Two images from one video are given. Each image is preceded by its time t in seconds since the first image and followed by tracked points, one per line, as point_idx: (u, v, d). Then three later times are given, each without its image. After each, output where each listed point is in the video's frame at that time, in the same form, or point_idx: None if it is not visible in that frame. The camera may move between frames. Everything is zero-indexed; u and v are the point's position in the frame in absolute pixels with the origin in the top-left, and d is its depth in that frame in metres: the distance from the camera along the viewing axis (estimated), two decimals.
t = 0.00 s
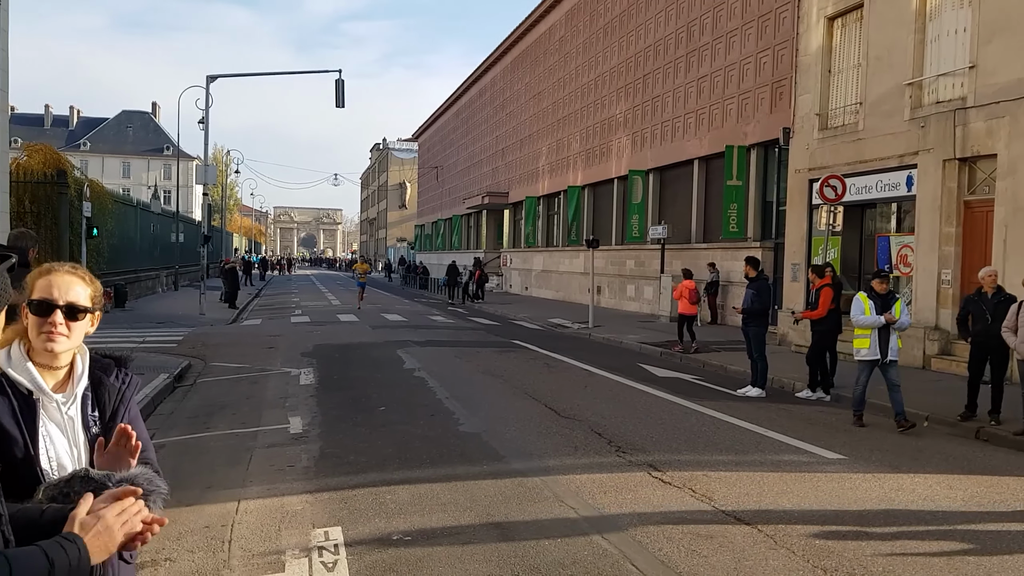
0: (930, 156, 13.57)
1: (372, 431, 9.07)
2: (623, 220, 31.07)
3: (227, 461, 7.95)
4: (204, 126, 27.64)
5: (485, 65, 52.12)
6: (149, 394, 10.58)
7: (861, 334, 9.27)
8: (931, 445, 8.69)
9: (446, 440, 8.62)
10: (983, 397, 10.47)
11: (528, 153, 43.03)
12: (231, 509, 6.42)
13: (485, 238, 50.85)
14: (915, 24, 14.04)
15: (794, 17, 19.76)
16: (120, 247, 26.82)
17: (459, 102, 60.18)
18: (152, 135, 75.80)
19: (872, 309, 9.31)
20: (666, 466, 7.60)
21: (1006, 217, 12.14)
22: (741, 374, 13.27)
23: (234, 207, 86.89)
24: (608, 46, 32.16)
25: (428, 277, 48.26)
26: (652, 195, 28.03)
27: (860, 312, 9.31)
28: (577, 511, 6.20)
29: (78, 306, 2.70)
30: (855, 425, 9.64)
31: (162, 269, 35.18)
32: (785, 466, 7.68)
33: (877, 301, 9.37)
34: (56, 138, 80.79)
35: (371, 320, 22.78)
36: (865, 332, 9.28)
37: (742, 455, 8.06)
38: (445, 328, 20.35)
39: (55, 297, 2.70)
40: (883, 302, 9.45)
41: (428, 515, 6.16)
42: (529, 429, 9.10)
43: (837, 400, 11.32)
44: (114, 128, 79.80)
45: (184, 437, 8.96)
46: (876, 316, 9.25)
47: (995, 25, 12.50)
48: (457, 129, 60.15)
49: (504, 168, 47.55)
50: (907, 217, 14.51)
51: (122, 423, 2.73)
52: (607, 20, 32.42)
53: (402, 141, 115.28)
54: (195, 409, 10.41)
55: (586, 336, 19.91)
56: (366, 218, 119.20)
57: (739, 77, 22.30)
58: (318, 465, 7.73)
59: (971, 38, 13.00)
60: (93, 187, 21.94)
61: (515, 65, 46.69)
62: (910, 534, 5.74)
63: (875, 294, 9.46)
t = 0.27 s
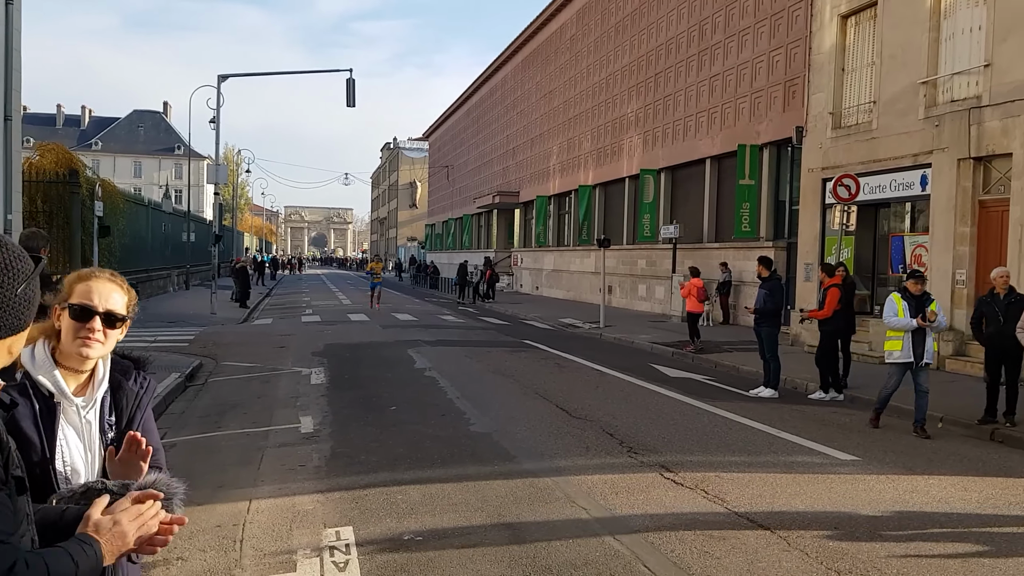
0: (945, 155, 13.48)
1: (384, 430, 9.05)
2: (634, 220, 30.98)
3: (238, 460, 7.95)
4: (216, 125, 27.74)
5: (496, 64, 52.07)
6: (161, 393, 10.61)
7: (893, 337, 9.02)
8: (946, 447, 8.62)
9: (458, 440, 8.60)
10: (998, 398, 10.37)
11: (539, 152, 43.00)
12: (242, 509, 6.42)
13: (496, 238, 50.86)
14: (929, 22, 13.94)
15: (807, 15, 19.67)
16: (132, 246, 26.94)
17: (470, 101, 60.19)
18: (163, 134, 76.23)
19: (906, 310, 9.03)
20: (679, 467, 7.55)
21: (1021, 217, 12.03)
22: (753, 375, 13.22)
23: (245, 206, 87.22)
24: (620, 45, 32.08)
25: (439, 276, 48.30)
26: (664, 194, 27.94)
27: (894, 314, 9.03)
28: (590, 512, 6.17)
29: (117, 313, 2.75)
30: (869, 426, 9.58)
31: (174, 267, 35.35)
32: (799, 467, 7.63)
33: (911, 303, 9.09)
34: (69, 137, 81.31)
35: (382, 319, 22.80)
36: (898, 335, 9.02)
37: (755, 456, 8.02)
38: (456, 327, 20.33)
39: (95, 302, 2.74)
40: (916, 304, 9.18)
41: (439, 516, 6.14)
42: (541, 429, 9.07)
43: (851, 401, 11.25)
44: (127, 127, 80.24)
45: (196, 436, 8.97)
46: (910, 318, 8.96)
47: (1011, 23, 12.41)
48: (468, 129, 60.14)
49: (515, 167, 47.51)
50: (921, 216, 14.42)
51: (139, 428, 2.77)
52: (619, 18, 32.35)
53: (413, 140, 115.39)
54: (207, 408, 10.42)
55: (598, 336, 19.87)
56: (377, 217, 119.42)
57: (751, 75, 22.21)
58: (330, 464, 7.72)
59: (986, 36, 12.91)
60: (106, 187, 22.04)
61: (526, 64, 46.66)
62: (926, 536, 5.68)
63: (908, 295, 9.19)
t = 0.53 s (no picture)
0: (954, 155, 13.44)
1: (392, 430, 9.07)
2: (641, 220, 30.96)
3: (247, 459, 7.98)
4: (225, 125, 27.82)
5: (504, 65, 52.06)
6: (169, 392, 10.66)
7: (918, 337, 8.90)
8: (954, 448, 8.61)
9: (465, 440, 8.61)
10: (1007, 399, 10.34)
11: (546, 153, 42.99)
12: (251, 507, 6.44)
13: (503, 238, 50.90)
14: (938, 22, 13.90)
15: (816, 15, 19.63)
16: (141, 245, 27.04)
17: (477, 101, 60.24)
18: (172, 134, 76.55)
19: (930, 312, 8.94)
20: (686, 467, 7.55)
21: None
22: (761, 376, 13.21)
23: (252, 205, 87.46)
24: (627, 45, 32.05)
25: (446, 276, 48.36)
26: (671, 194, 27.91)
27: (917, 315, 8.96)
28: (599, 512, 6.17)
29: (139, 317, 2.79)
30: (877, 427, 9.56)
31: (182, 267, 35.48)
32: (807, 468, 7.62)
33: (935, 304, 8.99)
34: (78, 137, 81.67)
35: (390, 319, 22.83)
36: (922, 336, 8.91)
37: (763, 456, 8.01)
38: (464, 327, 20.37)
39: (118, 306, 2.79)
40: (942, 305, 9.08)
41: (447, 515, 6.15)
42: (548, 429, 9.08)
43: (858, 402, 11.23)
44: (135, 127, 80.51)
45: (204, 434, 9.01)
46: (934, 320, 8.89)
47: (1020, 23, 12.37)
48: (476, 129, 60.15)
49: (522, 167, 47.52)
50: (930, 217, 14.38)
51: (153, 437, 2.81)
52: (627, 19, 32.32)
53: (421, 141, 115.46)
54: (216, 407, 10.46)
55: (605, 336, 19.87)
56: (384, 217, 119.62)
57: (760, 76, 22.17)
58: (338, 463, 7.74)
59: (996, 36, 12.88)
60: (114, 186, 22.09)
61: (534, 64, 46.67)
62: (935, 538, 5.66)
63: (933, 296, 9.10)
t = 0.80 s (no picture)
0: (958, 155, 13.42)
1: (394, 429, 9.07)
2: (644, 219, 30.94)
3: (250, 457, 7.98)
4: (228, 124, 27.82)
5: (507, 63, 52.02)
6: (172, 390, 10.66)
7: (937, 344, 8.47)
8: (958, 448, 8.59)
9: (468, 438, 8.61)
10: (1010, 400, 10.31)
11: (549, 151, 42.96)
12: (253, 506, 6.44)
13: (506, 237, 50.89)
14: (942, 21, 13.88)
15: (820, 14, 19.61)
16: (143, 244, 27.03)
17: (480, 100, 60.20)
18: (175, 132, 76.62)
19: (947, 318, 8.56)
20: (689, 467, 7.55)
21: None
22: (764, 375, 13.19)
23: (255, 204, 87.47)
24: (631, 44, 32.03)
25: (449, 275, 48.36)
26: (674, 193, 27.88)
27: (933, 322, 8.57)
28: (603, 512, 6.16)
29: (108, 301, 2.73)
30: (880, 427, 9.55)
31: (185, 265, 35.49)
32: (811, 468, 7.60)
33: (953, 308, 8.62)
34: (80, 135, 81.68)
35: (393, 317, 22.83)
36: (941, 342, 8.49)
37: (767, 456, 8.00)
38: (466, 326, 20.35)
39: (86, 292, 2.73)
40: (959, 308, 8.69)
41: (450, 514, 6.14)
42: (551, 428, 9.06)
43: (862, 401, 11.22)
44: (137, 125, 80.53)
45: (207, 433, 9.00)
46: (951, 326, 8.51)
47: None
48: (478, 127, 60.13)
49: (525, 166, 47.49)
50: (933, 217, 14.35)
51: (151, 425, 2.76)
52: (630, 18, 32.30)
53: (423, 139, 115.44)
54: (218, 405, 10.46)
55: (607, 335, 19.85)
56: (387, 216, 119.66)
57: (763, 74, 22.14)
58: (340, 462, 7.74)
59: (1000, 35, 12.86)
60: (117, 184, 22.06)
61: (537, 63, 46.65)
62: (940, 538, 5.65)
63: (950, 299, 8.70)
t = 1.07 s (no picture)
0: (958, 156, 13.42)
1: (395, 429, 9.06)
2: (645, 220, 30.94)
3: (250, 457, 7.97)
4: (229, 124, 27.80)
5: (508, 64, 52.06)
6: (173, 391, 10.65)
7: (958, 344, 8.41)
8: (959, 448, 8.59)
9: (469, 439, 8.60)
10: (1012, 401, 10.31)
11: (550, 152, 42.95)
12: (254, 506, 6.43)
13: (507, 237, 50.89)
14: (943, 22, 13.88)
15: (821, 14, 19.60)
16: (144, 244, 27.01)
17: (481, 101, 60.20)
18: (176, 133, 76.65)
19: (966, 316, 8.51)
20: (690, 467, 7.54)
21: None
22: (764, 375, 13.18)
23: (256, 204, 87.48)
24: (631, 45, 32.04)
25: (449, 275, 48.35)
26: (675, 193, 27.89)
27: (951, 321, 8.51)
28: (604, 513, 6.15)
29: (66, 298, 2.67)
30: (881, 428, 9.54)
31: (186, 266, 35.48)
32: (812, 468, 7.60)
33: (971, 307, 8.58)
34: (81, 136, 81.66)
35: (394, 318, 22.83)
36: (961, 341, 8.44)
37: (768, 456, 7.99)
38: (467, 326, 20.34)
39: (45, 292, 2.68)
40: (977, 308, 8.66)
41: (451, 515, 6.14)
42: (552, 429, 9.06)
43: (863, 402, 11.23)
44: (138, 126, 80.54)
45: (207, 433, 8.99)
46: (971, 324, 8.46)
47: None
48: (479, 128, 60.15)
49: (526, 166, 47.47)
50: (934, 217, 14.35)
51: (134, 418, 2.76)
52: (630, 18, 32.29)
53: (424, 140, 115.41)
54: (219, 406, 10.45)
55: (608, 335, 19.85)
56: (387, 216, 119.68)
57: (764, 75, 22.15)
58: (341, 462, 7.73)
59: (1000, 36, 12.88)
60: (117, 184, 21.99)
61: (537, 63, 46.64)
62: (941, 539, 5.65)
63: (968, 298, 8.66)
